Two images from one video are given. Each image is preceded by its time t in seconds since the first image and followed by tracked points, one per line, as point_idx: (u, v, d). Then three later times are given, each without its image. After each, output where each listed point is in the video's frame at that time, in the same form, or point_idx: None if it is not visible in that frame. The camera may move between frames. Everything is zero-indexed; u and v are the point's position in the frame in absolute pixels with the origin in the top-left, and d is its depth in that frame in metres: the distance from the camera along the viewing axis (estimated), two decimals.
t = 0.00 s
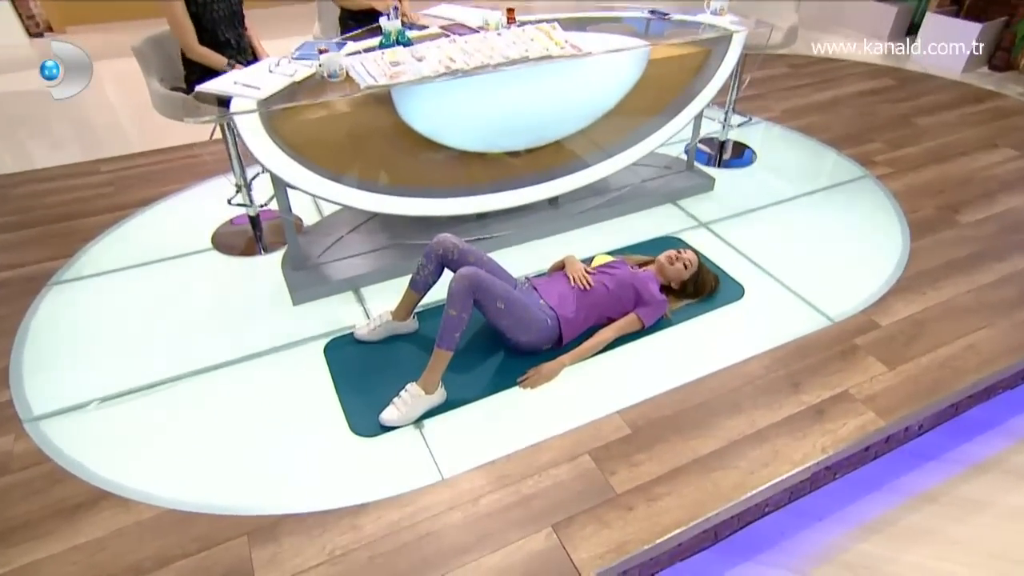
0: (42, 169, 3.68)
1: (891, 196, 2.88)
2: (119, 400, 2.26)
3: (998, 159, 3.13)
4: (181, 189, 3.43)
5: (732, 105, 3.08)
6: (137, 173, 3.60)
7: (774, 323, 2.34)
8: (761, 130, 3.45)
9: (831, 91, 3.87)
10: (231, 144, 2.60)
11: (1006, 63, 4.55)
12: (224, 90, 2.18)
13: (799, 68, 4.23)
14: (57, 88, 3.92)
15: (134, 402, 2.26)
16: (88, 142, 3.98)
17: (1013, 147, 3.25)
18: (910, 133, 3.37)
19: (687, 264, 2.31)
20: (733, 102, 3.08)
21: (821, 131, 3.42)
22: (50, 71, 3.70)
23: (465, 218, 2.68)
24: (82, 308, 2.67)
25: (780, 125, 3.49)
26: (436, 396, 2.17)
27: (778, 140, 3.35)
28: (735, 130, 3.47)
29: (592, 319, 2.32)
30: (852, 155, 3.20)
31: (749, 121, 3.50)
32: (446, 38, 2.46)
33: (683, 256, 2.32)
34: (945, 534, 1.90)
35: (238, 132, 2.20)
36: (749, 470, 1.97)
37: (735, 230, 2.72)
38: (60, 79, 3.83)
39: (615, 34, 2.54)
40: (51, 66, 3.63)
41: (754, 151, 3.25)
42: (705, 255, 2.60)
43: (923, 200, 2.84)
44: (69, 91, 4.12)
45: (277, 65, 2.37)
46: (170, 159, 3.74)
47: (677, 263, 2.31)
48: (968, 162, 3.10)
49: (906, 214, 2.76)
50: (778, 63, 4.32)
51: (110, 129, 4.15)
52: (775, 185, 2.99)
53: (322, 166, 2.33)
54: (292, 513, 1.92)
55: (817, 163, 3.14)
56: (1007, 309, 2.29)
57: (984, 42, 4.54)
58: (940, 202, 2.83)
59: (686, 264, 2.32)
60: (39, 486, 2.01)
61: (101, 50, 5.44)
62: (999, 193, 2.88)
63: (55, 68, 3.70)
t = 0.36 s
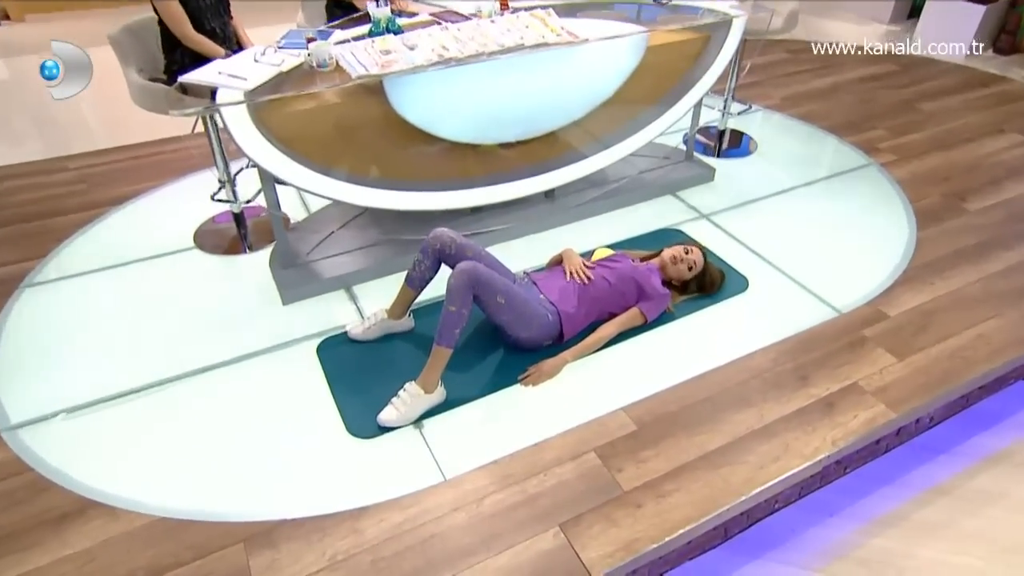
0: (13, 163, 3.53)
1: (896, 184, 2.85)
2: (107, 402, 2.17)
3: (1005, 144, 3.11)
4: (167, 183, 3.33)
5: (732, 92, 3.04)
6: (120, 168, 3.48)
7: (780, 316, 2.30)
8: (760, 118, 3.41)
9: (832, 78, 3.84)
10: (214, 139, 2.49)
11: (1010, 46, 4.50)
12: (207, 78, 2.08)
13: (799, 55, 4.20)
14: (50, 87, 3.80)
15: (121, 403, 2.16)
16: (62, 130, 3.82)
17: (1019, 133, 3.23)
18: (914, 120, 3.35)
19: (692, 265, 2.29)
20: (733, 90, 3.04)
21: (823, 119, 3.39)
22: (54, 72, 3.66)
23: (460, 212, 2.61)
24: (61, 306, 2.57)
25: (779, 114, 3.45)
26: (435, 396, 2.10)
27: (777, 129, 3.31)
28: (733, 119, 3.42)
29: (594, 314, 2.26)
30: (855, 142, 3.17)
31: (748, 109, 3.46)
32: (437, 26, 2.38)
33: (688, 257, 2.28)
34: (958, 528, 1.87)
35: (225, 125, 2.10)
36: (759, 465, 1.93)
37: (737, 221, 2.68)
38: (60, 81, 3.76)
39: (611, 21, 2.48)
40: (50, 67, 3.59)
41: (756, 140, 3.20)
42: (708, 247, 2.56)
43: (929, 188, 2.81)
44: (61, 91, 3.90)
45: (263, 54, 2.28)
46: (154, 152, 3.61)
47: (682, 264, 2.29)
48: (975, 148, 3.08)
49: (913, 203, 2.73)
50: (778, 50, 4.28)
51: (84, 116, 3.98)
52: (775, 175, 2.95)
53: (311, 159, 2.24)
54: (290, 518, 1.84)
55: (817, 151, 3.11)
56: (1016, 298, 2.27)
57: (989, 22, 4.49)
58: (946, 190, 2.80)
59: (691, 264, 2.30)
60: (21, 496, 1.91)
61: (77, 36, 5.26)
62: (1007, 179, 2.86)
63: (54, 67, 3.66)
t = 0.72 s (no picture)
0: None
1: (906, 171, 2.82)
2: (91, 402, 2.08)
3: (1016, 132, 3.07)
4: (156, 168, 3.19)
5: (735, 81, 2.98)
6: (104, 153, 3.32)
7: (788, 310, 2.26)
8: (762, 107, 3.36)
9: (837, 65, 3.79)
10: (199, 131, 2.35)
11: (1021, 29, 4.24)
12: (197, 70, 2.00)
13: (803, 40, 4.16)
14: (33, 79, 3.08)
15: (106, 403, 2.07)
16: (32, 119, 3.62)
17: None
18: (922, 107, 3.31)
19: (697, 259, 2.24)
20: (735, 80, 2.99)
21: (828, 107, 3.34)
22: None
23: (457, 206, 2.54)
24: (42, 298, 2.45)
25: (783, 102, 3.40)
26: (436, 395, 2.03)
27: (780, 117, 3.26)
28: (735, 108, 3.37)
29: (598, 309, 2.20)
30: (863, 130, 3.13)
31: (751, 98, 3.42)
32: (432, 12, 2.30)
33: (694, 250, 2.23)
34: (976, 524, 1.84)
35: (213, 116, 1.99)
36: (771, 461, 1.88)
37: (742, 213, 2.63)
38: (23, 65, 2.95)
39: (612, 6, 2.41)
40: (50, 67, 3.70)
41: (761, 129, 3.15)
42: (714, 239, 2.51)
43: (940, 177, 2.77)
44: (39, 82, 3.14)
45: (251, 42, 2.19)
46: (141, 140, 3.44)
47: (687, 258, 2.24)
48: (986, 135, 3.05)
49: (924, 192, 2.69)
50: (782, 36, 4.23)
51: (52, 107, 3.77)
52: (778, 165, 2.90)
53: (303, 151, 2.16)
54: (289, 523, 1.77)
55: (822, 140, 3.06)
56: None
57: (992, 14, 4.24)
58: (957, 178, 2.76)
59: (697, 258, 2.25)
60: (6, 505, 1.82)
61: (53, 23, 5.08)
62: (1020, 166, 2.83)
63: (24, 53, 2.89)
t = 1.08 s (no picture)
0: None
1: (918, 161, 2.77)
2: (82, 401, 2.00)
3: None
4: (149, 152, 3.09)
5: (741, 68, 2.94)
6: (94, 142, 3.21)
7: (797, 305, 2.22)
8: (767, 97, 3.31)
9: (845, 52, 3.73)
10: (186, 121, 2.24)
11: None
12: (185, 58, 1.92)
13: (810, 26, 4.10)
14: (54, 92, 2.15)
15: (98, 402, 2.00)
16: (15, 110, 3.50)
17: None
18: (934, 94, 3.25)
19: (704, 254, 2.18)
20: (741, 68, 2.94)
21: (837, 95, 3.28)
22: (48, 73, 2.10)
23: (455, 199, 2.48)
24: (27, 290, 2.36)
25: (789, 91, 3.35)
26: (439, 394, 1.97)
27: (786, 106, 3.21)
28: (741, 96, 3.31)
29: (603, 305, 2.14)
30: (873, 118, 3.07)
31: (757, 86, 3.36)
32: None
33: (702, 245, 2.17)
34: (996, 524, 1.80)
35: (204, 106, 1.92)
36: (785, 459, 1.84)
37: (749, 206, 2.58)
38: (63, 84, 2.16)
39: None
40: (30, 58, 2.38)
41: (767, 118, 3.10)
42: (722, 234, 2.46)
43: (954, 166, 2.72)
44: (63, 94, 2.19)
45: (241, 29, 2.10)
46: (129, 129, 3.32)
47: (693, 252, 2.18)
48: (999, 123, 2.99)
49: (938, 182, 2.64)
50: (788, 21, 4.17)
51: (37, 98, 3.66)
52: (786, 156, 2.85)
53: (296, 144, 2.07)
54: (288, 527, 1.70)
55: (830, 129, 3.02)
56: None
57: None
58: (972, 167, 2.71)
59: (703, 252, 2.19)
60: None
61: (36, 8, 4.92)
62: None
63: (56, 69, 2.11)
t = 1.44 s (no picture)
0: None
1: (932, 150, 2.71)
2: (65, 398, 1.91)
3: None
4: (139, 138, 2.99)
5: (749, 54, 2.87)
6: (81, 129, 3.10)
7: (809, 300, 2.17)
8: (773, 86, 3.24)
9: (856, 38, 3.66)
10: (171, 111, 2.16)
11: None
12: (170, 47, 1.82)
13: (819, 12, 4.03)
14: (53, 94, 2.01)
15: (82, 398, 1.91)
16: None
17: None
18: (950, 81, 3.18)
19: (712, 238, 2.13)
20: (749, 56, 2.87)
21: (848, 84, 3.22)
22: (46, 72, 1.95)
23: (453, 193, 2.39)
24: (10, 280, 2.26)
25: (798, 77, 3.31)
26: (440, 394, 1.90)
27: (794, 96, 3.15)
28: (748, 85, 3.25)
29: (608, 302, 2.08)
30: (884, 107, 3.01)
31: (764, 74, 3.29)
32: None
33: (709, 229, 2.12)
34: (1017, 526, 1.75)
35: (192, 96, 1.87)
36: (799, 459, 1.79)
37: (758, 200, 2.52)
38: (62, 84, 2.02)
39: None
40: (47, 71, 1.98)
41: (774, 107, 3.05)
42: (732, 228, 2.41)
43: (972, 155, 2.66)
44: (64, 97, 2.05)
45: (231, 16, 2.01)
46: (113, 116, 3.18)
47: (701, 238, 2.13)
48: (1017, 111, 2.93)
49: (956, 171, 2.58)
50: (797, 7, 4.10)
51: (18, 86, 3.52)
52: (795, 147, 2.79)
53: (289, 137, 1.98)
54: (287, 532, 1.63)
55: (841, 119, 2.96)
56: None
57: None
58: (991, 157, 2.65)
59: (711, 238, 2.14)
60: None
61: None
62: None
63: (55, 69, 1.97)
